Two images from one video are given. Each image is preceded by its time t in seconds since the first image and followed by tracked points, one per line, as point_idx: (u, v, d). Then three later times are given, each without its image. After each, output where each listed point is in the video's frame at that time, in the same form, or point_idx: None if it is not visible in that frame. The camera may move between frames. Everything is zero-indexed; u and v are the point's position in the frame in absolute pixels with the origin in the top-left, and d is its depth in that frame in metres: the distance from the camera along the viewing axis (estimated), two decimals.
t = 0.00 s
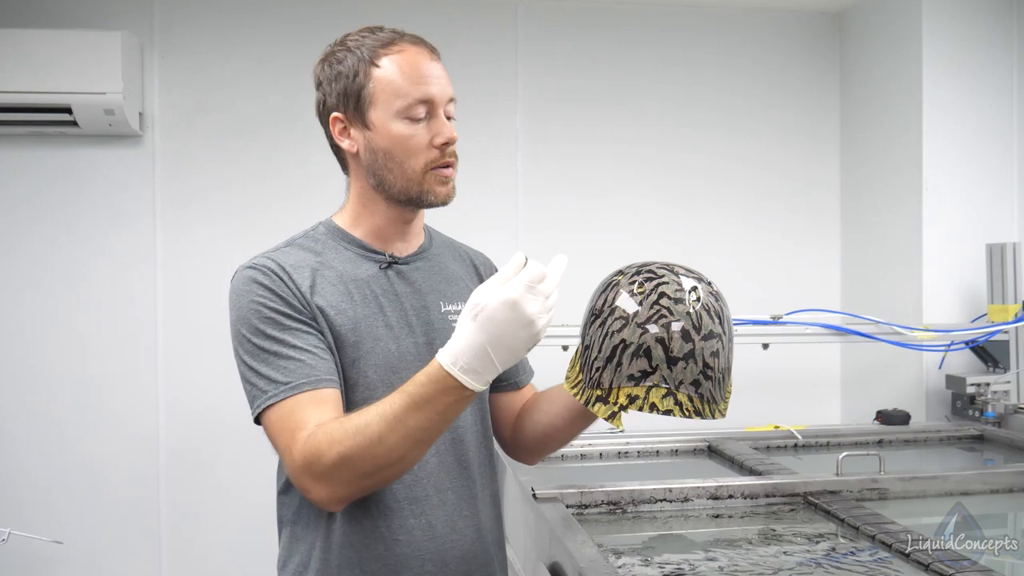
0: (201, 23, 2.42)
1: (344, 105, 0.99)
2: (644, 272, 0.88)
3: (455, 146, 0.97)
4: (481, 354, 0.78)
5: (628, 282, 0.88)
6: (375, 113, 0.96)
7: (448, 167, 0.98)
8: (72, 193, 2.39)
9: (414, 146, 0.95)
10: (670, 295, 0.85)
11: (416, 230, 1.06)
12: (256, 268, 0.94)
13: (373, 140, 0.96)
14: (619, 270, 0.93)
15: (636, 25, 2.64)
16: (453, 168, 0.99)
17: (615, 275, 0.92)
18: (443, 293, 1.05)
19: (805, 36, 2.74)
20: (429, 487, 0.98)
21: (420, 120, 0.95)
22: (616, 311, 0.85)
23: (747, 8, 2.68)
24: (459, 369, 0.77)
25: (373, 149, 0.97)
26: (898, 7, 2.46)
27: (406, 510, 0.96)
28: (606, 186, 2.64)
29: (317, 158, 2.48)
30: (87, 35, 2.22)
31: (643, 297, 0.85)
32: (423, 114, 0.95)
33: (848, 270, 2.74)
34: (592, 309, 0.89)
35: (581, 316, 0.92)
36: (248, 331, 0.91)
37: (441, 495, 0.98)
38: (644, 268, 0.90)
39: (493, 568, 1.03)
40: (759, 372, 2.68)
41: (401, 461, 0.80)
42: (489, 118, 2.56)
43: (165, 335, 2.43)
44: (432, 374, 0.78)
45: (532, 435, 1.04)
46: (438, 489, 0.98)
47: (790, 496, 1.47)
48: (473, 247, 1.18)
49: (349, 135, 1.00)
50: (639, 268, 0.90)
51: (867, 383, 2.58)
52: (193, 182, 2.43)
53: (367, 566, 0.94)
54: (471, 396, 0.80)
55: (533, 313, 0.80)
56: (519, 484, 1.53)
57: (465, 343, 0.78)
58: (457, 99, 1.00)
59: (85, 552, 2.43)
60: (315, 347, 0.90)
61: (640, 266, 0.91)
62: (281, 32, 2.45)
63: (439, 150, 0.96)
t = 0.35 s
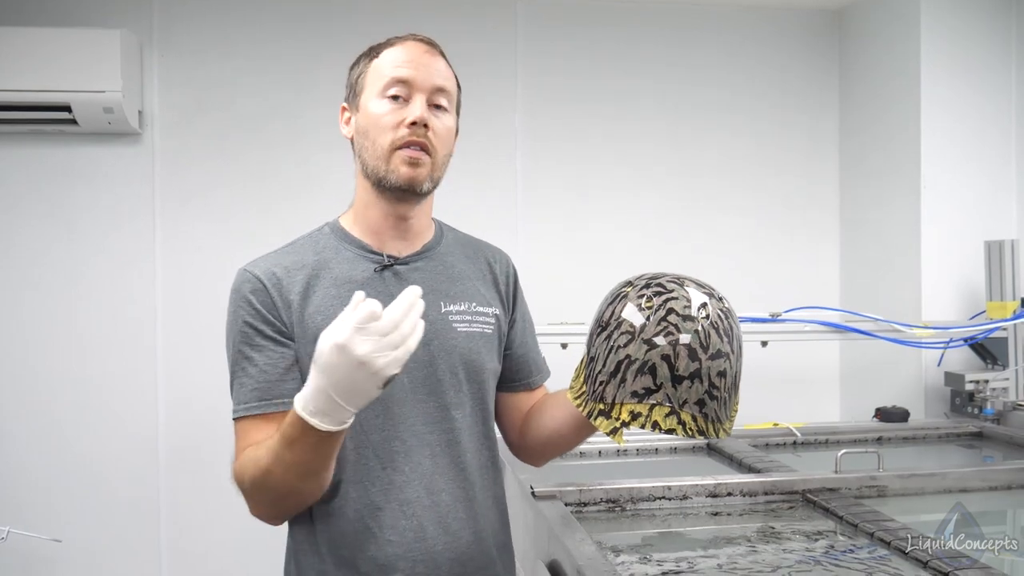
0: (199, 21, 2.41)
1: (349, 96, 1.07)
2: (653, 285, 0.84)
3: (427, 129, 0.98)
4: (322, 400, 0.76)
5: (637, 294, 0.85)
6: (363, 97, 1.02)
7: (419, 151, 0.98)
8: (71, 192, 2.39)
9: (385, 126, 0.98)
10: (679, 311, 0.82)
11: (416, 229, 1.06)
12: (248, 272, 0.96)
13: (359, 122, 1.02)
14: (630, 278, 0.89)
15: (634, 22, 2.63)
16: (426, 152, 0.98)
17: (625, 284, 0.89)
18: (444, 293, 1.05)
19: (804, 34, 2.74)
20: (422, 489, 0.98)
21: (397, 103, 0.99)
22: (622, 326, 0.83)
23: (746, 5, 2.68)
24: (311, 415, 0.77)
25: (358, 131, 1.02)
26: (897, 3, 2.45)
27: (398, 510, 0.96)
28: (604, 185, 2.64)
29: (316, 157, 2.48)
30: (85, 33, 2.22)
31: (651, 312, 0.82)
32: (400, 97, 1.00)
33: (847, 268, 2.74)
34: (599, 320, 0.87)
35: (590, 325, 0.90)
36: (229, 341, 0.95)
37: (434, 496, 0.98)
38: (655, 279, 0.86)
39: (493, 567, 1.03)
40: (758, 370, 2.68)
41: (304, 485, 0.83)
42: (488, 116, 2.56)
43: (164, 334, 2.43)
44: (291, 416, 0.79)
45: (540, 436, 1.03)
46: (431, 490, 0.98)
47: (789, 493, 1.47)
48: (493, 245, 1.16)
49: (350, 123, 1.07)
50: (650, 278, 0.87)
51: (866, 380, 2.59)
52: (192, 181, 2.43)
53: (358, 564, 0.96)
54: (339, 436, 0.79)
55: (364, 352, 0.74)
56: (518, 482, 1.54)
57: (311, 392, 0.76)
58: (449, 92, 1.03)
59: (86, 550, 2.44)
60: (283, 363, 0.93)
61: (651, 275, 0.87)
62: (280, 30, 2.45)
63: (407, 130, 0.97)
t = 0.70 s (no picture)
0: (200, 20, 2.41)
1: (357, 108, 1.11)
2: (631, 286, 0.84)
3: (423, 129, 1.00)
4: (246, 441, 0.85)
5: (615, 295, 0.86)
6: (365, 106, 1.06)
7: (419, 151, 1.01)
8: (71, 191, 2.39)
9: (384, 131, 1.01)
10: (653, 313, 0.81)
11: (430, 230, 1.08)
12: (266, 268, 1.03)
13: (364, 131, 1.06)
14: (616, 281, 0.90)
15: (634, 22, 2.63)
16: (427, 152, 1.01)
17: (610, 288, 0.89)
18: (455, 292, 1.06)
19: (804, 34, 2.74)
20: (419, 483, 0.99)
21: (395, 107, 1.02)
22: (596, 327, 0.84)
23: (746, 4, 2.68)
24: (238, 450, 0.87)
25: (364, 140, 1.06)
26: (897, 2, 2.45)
27: (395, 504, 0.99)
28: (603, 184, 2.64)
29: (316, 156, 2.48)
30: (85, 31, 2.22)
31: (624, 313, 0.82)
32: (398, 101, 1.02)
33: (847, 266, 2.74)
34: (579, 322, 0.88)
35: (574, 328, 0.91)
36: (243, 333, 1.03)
37: (431, 492, 1.00)
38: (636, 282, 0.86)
39: (492, 565, 1.03)
40: (758, 369, 2.68)
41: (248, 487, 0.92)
42: (488, 115, 2.56)
43: (165, 333, 2.43)
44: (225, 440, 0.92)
45: (548, 442, 1.02)
46: (428, 486, 1.00)
47: (789, 491, 1.47)
48: (516, 248, 1.16)
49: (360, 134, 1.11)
50: (632, 281, 0.87)
51: (866, 378, 2.59)
52: (192, 180, 2.43)
53: (353, 554, 0.98)
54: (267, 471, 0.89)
55: (274, 419, 0.81)
56: (518, 480, 1.54)
57: (240, 431, 0.86)
58: (446, 90, 1.04)
59: (86, 550, 2.44)
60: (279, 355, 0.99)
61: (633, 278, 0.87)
62: (280, 30, 2.45)
63: (404, 133, 1.00)
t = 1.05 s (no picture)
0: (202, 19, 2.42)
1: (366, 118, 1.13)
2: (632, 288, 0.84)
3: (422, 130, 1.00)
4: (262, 417, 0.85)
5: (615, 298, 0.85)
6: (370, 115, 1.07)
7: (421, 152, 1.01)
8: (74, 190, 2.40)
9: (385, 137, 1.02)
10: (655, 316, 0.81)
11: (442, 230, 1.08)
12: (281, 268, 1.04)
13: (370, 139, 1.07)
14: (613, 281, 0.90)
15: (635, 22, 2.63)
16: (429, 155, 1.01)
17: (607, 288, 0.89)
18: (467, 292, 1.07)
19: (805, 33, 2.74)
20: (428, 480, 1.01)
21: (395, 113, 1.03)
22: (598, 331, 0.84)
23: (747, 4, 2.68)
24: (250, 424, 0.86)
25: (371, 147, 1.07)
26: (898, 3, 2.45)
27: (404, 500, 1.00)
28: (605, 183, 2.64)
29: (318, 156, 2.49)
30: (88, 31, 2.22)
31: (627, 317, 0.82)
32: (398, 108, 1.03)
33: (849, 265, 2.75)
34: (579, 325, 0.89)
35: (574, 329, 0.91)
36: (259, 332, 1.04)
37: (440, 489, 1.01)
38: (636, 282, 0.86)
39: (497, 562, 1.04)
40: (760, 368, 2.69)
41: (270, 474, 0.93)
42: (489, 114, 2.56)
43: (167, 332, 2.44)
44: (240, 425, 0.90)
45: (554, 441, 1.03)
46: (437, 483, 1.01)
47: (791, 490, 1.47)
48: (528, 248, 1.16)
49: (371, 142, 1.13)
50: (631, 282, 0.87)
51: (868, 377, 2.59)
52: (195, 179, 2.43)
53: (363, 549, 0.99)
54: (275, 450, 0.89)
55: (297, 398, 0.81)
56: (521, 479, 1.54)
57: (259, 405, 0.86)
58: (445, 89, 1.04)
59: (87, 548, 2.45)
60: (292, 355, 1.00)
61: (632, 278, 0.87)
62: (280, 30, 2.45)
63: (404, 136, 1.00)
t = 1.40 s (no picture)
0: (207, 22, 2.43)
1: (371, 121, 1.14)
2: (626, 285, 0.84)
3: (428, 138, 1.01)
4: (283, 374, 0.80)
5: (611, 297, 0.84)
6: (376, 121, 1.08)
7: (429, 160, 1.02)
8: (81, 191, 2.41)
9: (392, 145, 1.03)
10: (654, 312, 0.81)
11: (451, 232, 1.10)
12: (294, 259, 1.04)
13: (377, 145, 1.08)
14: (603, 279, 0.89)
15: (639, 23, 2.64)
16: (437, 161, 1.02)
17: (598, 287, 0.88)
18: (476, 290, 1.08)
19: (809, 34, 2.74)
20: (438, 475, 1.01)
21: (401, 120, 1.04)
22: (598, 332, 0.82)
23: (751, 5, 2.68)
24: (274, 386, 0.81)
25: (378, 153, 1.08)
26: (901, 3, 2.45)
27: (414, 495, 1.00)
28: (609, 184, 2.65)
29: (323, 157, 2.50)
30: (95, 33, 2.23)
31: (626, 316, 0.82)
32: (404, 114, 1.04)
33: (853, 266, 2.74)
34: (574, 327, 0.87)
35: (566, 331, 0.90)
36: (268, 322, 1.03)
37: (450, 484, 1.01)
38: (629, 279, 0.85)
39: (503, 562, 1.05)
40: (763, 368, 2.68)
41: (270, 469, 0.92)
42: (492, 115, 2.56)
43: (173, 332, 2.45)
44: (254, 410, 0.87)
45: (556, 442, 1.04)
46: (447, 478, 1.01)
47: (796, 490, 1.47)
48: (532, 250, 1.19)
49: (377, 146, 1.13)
50: (623, 279, 0.86)
51: (873, 378, 2.59)
52: (200, 180, 2.44)
53: (372, 542, 0.99)
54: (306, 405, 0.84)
55: (319, 329, 0.76)
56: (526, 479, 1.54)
57: (275, 365, 0.80)
58: (451, 95, 1.05)
59: (90, 547, 2.46)
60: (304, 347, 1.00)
61: (625, 275, 0.87)
62: (284, 32, 2.46)
63: (411, 144, 1.01)
